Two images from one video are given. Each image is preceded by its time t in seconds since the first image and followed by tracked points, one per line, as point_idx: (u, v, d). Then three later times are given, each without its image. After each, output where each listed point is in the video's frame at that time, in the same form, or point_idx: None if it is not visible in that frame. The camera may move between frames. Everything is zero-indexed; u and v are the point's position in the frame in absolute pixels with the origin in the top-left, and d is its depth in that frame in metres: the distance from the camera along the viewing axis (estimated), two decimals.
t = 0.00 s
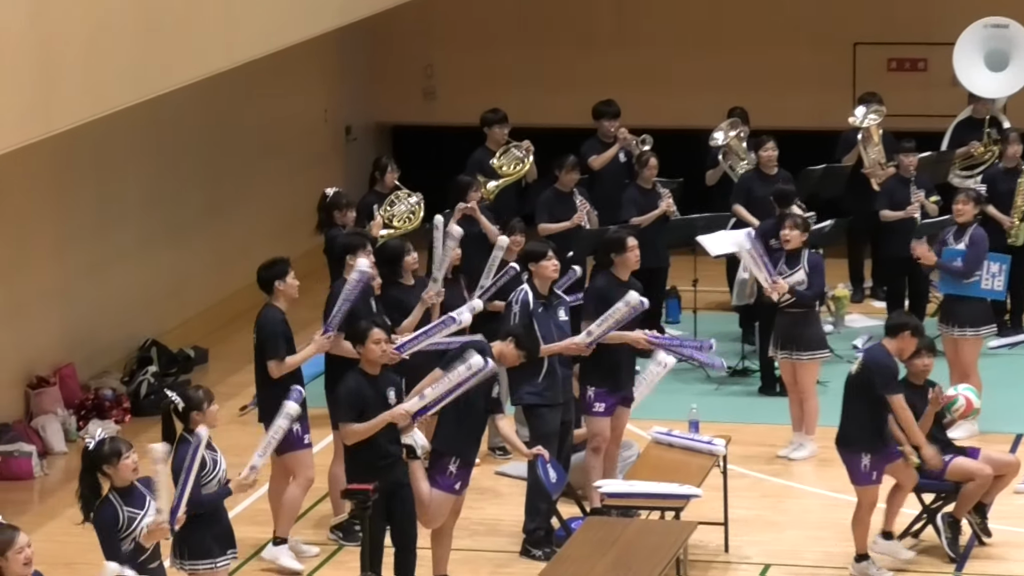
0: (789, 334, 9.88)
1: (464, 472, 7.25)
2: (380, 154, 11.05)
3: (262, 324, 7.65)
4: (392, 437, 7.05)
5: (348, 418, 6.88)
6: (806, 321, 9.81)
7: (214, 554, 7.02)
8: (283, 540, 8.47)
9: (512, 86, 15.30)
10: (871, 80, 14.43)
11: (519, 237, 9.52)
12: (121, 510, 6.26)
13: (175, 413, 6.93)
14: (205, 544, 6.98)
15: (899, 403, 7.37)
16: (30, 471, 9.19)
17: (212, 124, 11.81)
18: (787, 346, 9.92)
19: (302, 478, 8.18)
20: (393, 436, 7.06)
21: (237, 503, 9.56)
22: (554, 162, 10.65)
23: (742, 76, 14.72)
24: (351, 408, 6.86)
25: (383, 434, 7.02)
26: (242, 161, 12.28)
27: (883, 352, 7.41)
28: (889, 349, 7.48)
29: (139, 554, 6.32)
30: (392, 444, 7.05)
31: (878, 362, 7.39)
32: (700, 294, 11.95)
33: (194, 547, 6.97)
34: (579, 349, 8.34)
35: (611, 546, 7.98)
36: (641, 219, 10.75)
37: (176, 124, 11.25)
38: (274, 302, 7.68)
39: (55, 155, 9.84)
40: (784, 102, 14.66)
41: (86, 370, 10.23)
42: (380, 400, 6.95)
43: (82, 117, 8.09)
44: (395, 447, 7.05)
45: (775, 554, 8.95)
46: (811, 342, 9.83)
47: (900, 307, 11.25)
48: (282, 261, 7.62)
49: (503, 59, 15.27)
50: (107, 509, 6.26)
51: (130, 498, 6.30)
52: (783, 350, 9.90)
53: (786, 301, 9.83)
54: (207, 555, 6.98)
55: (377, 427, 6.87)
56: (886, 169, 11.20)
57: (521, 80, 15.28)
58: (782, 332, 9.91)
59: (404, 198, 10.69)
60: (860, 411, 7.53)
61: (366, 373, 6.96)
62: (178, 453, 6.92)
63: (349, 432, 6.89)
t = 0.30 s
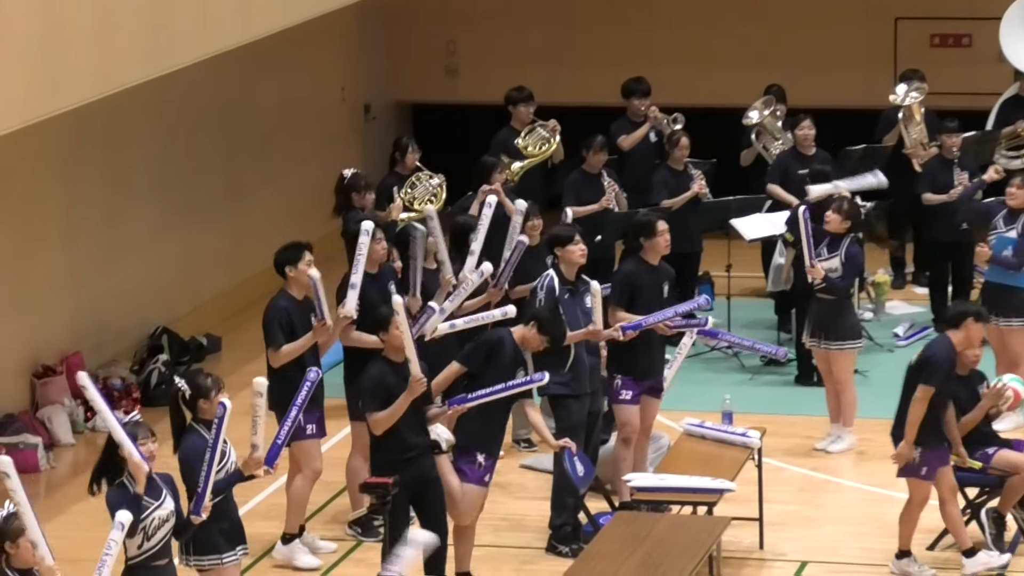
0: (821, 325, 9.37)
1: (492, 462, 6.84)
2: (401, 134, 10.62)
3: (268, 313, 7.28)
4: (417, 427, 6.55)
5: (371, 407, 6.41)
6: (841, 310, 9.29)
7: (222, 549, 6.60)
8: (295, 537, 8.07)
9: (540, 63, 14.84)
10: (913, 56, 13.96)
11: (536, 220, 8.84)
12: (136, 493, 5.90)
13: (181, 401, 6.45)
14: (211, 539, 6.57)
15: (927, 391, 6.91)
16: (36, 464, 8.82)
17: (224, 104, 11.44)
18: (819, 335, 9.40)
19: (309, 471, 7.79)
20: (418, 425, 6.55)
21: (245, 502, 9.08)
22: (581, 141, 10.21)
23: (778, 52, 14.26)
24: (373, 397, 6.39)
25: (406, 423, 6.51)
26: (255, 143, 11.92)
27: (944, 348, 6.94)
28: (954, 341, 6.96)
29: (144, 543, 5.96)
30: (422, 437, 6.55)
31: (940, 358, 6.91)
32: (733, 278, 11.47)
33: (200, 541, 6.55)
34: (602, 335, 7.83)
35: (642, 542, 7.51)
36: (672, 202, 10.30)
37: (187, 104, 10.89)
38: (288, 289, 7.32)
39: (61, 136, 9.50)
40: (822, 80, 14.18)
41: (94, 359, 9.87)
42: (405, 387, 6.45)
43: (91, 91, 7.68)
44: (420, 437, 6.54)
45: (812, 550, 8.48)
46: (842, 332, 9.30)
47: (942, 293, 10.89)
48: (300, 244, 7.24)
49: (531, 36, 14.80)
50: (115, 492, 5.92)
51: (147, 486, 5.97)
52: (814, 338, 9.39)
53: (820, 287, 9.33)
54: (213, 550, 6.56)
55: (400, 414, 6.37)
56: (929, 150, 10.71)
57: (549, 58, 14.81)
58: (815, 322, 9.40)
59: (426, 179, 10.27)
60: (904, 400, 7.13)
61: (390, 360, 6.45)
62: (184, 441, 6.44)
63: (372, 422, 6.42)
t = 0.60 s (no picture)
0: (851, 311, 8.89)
1: (518, 450, 6.49)
2: (420, 111, 10.21)
3: (267, 301, 6.99)
4: (452, 417, 6.11)
5: (401, 399, 6.01)
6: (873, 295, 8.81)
7: (230, 543, 6.16)
8: (291, 534, 7.66)
9: (567, 40, 14.41)
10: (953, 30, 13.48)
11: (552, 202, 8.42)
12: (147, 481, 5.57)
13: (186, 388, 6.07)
14: (222, 532, 6.14)
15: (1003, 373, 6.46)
16: (39, 453, 8.47)
17: (234, 82, 11.08)
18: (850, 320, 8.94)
19: (300, 467, 7.34)
20: (452, 416, 6.12)
21: (254, 493, 8.62)
22: (607, 118, 9.78)
23: (813, 28, 13.81)
24: (403, 388, 5.98)
25: (441, 414, 6.08)
26: (264, 121, 11.57)
27: (1004, 325, 6.50)
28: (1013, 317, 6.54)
29: (149, 534, 5.57)
30: (457, 429, 6.11)
31: (1002, 336, 6.47)
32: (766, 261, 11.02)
33: (208, 536, 6.12)
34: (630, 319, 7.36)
35: (669, 536, 6.99)
36: (702, 180, 9.83)
37: (194, 80, 10.53)
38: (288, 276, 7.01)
39: (61, 114, 9.15)
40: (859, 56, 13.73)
41: (100, 345, 9.52)
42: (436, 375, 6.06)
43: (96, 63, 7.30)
44: (456, 428, 6.11)
45: (847, 545, 7.99)
46: (875, 319, 8.74)
47: (984, 276, 10.46)
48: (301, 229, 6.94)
49: (557, 11, 14.37)
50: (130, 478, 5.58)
51: (161, 476, 5.62)
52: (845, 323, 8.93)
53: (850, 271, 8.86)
54: (223, 545, 6.13)
55: (431, 404, 5.96)
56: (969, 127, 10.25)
57: (576, 35, 14.39)
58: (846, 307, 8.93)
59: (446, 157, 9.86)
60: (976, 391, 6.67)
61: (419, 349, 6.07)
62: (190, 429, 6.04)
63: (404, 415, 6.01)
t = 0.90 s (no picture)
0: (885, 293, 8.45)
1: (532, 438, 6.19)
2: (435, 85, 9.82)
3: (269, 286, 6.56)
4: (488, 402, 5.77)
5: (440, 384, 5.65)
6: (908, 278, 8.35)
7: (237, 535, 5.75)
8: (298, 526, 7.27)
9: (588, 14, 13.97)
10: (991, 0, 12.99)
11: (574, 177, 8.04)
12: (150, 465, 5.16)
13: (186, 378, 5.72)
14: (229, 522, 5.72)
15: None
16: (38, 440, 8.12)
17: (242, 56, 10.70)
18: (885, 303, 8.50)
19: (299, 455, 6.96)
20: (488, 401, 5.78)
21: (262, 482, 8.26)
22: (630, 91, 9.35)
23: None
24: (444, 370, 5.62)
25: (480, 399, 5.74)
26: (272, 98, 11.20)
27: None
28: None
29: (152, 523, 5.18)
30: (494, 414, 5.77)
31: None
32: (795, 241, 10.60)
33: (214, 528, 5.70)
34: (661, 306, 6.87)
35: (693, 527, 6.51)
36: (730, 156, 9.39)
37: (199, 56, 10.17)
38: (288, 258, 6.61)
39: (62, 88, 8.79)
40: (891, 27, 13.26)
41: (101, 328, 9.18)
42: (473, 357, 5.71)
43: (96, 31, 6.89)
44: (492, 414, 5.77)
45: (881, 537, 7.55)
46: (908, 301, 8.30)
47: None
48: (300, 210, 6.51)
49: None
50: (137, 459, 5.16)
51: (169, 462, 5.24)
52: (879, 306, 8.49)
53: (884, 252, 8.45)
54: (231, 537, 5.72)
55: (472, 389, 5.60)
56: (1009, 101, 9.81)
57: (599, 9, 13.94)
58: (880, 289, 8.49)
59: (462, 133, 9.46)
60: None
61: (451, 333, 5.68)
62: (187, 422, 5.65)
63: (444, 401, 5.65)
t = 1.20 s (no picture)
0: (928, 264, 8.00)
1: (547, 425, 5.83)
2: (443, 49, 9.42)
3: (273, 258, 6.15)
4: (506, 380, 5.51)
5: (461, 354, 5.38)
6: (951, 245, 7.92)
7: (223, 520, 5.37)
8: (300, 508, 6.90)
9: None
10: None
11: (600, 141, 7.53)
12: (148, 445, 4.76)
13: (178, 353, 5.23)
14: (217, 506, 5.33)
15: None
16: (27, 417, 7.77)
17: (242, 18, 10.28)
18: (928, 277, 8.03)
19: (298, 434, 6.60)
20: (507, 376, 5.51)
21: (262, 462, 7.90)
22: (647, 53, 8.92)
23: None
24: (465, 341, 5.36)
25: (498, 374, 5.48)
26: (274, 63, 10.80)
27: None
28: None
29: (150, 505, 4.81)
30: (509, 391, 5.51)
31: None
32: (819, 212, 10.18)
33: (203, 510, 5.33)
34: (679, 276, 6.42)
35: (711, 512, 6.09)
36: (751, 122, 8.99)
37: (197, 18, 9.77)
38: (291, 230, 6.18)
39: (54, 50, 8.42)
40: None
41: (95, 301, 8.82)
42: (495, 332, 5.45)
43: None
44: (511, 390, 5.52)
45: (909, 520, 7.15)
46: (956, 270, 7.91)
47: None
48: (307, 180, 6.13)
49: None
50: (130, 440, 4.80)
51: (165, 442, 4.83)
52: (922, 280, 8.03)
53: (929, 221, 7.96)
54: (216, 523, 5.34)
55: (494, 362, 5.32)
56: None
57: None
58: (920, 261, 8.04)
59: (471, 98, 9.04)
60: None
61: (473, 303, 5.44)
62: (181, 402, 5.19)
63: (464, 374, 5.37)
